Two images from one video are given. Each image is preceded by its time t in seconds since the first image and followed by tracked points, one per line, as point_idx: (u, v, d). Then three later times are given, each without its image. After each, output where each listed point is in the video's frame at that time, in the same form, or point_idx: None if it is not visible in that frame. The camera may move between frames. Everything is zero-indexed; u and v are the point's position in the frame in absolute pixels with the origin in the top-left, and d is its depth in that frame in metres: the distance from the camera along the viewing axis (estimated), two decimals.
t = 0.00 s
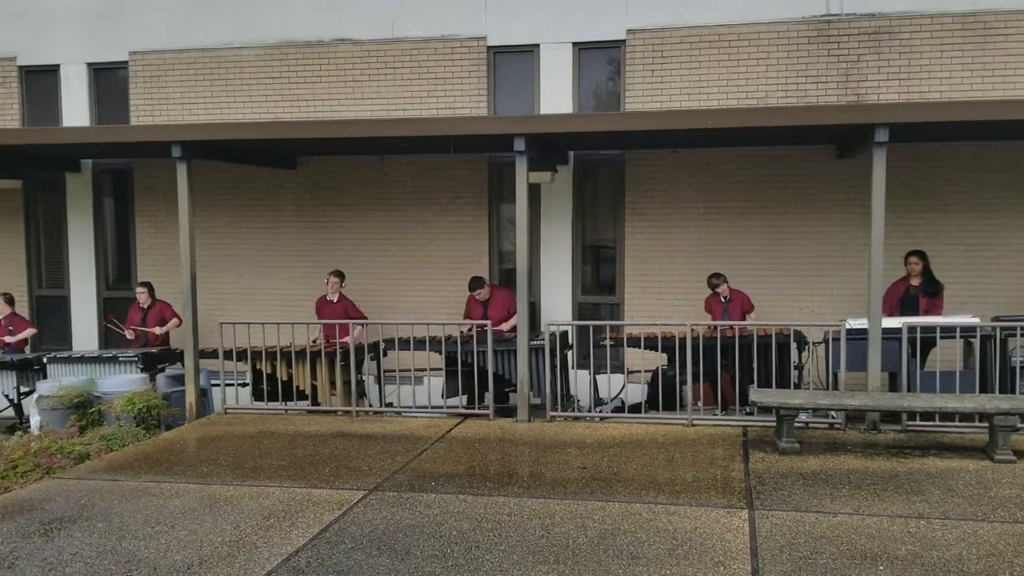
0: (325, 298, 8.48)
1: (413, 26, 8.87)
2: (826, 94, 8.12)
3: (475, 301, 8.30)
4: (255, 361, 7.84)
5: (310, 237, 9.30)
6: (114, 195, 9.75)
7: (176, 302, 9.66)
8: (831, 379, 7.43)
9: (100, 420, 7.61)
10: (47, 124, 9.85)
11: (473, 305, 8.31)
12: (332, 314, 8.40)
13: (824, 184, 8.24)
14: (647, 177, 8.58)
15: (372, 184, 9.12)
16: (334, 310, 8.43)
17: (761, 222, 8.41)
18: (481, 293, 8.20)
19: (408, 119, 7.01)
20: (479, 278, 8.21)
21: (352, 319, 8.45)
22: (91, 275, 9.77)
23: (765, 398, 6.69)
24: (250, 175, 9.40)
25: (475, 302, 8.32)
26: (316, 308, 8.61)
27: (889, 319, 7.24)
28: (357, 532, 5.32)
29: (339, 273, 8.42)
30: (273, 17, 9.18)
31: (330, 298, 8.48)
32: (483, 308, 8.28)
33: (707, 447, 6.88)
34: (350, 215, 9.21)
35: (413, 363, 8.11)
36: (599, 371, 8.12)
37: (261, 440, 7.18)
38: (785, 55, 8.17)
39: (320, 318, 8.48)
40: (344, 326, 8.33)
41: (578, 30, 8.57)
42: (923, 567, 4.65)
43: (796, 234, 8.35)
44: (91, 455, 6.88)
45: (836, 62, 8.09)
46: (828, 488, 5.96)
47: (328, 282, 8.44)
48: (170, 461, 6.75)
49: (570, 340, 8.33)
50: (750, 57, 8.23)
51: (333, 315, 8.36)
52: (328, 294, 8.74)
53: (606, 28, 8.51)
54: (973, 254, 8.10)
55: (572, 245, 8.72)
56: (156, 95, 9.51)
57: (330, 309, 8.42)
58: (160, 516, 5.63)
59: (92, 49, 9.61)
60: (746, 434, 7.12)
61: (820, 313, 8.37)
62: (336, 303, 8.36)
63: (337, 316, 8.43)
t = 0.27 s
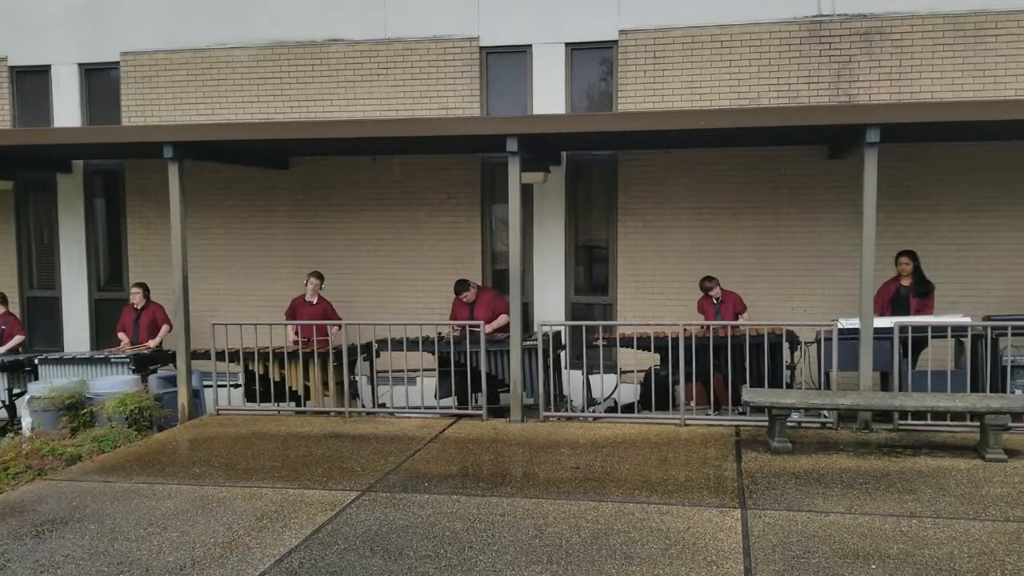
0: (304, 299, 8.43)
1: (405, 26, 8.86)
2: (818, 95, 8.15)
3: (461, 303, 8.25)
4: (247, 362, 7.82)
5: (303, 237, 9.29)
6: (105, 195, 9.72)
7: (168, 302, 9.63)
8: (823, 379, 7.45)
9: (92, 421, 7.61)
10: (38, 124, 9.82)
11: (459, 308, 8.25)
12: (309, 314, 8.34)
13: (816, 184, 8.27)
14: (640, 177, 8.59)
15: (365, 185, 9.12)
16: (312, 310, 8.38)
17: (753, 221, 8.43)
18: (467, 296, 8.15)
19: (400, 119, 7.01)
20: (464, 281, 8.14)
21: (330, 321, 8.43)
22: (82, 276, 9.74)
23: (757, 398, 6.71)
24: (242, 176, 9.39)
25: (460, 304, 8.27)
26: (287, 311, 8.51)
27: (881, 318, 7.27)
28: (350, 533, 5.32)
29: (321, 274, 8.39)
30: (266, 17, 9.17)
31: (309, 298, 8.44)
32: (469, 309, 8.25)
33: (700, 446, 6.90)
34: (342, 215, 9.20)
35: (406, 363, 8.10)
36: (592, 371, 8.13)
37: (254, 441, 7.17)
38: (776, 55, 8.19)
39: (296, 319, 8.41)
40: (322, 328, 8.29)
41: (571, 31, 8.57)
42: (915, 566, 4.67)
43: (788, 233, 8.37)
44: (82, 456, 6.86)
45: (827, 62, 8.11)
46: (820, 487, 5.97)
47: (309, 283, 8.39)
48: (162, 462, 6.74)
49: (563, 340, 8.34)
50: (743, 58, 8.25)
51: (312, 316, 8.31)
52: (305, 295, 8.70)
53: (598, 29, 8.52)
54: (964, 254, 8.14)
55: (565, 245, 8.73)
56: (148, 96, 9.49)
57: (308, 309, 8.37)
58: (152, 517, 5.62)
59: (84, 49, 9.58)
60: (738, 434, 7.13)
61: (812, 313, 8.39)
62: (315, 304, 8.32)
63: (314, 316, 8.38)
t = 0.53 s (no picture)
0: (284, 298, 8.38)
1: (396, 26, 8.85)
2: (808, 94, 8.17)
3: (445, 300, 8.25)
4: (238, 362, 7.80)
5: (294, 237, 9.27)
6: (95, 195, 9.69)
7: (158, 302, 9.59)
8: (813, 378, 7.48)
9: (82, 421, 7.58)
10: (27, 124, 9.78)
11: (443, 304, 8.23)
12: (291, 315, 8.32)
13: (806, 184, 8.30)
14: (631, 177, 8.61)
15: (356, 184, 9.11)
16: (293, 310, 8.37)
17: (744, 221, 8.45)
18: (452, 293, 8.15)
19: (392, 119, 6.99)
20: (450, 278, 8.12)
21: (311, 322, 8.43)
22: (72, 275, 9.70)
23: (748, 397, 6.73)
24: (233, 175, 9.36)
25: (445, 301, 8.26)
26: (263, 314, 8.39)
27: (871, 317, 7.30)
28: (341, 533, 5.31)
29: (303, 274, 8.34)
30: (256, 17, 9.15)
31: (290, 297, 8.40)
32: (453, 305, 8.26)
33: (691, 445, 6.91)
34: (333, 215, 9.18)
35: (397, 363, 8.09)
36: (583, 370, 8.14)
37: (245, 441, 7.15)
38: (767, 55, 8.22)
39: (276, 319, 8.34)
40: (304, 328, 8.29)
41: (562, 30, 8.58)
42: (905, 563, 4.69)
43: (779, 233, 8.39)
44: (73, 457, 6.84)
45: (818, 62, 8.14)
46: (810, 486, 6.00)
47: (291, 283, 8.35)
48: (153, 463, 6.72)
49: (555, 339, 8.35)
50: (733, 58, 8.27)
51: (294, 316, 8.30)
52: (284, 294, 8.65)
53: (589, 28, 8.52)
54: (953, 253, 8.17)
55: (557, 245, 8.73)
56: (138, 95, 9.45)
57: (290, 309, 8.33)
58: (143, 518, 5.60)
59: (73, 48, 9.54)
60: (729, 433, 7.15)
61: (803, 312, 8.42)
62: (297, 304, 8.31)
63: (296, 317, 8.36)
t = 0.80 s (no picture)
0: (271, 300, 8.37)
1: (389, 26, 8.85)
2: (801, 95, 8.19)
3: (433, 296, 8.25)
4: (231, 363, 7.79)
5: (286, 238, 9.26)
6: (87, 195, 9.66)
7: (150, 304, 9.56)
8: (806, 378, 7.50)
9: (75, 423, 7.55)
10: (18, 124, 9.74)
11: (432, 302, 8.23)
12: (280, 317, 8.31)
13: (798, 184, 8.32)
14: (624, 177, 8.62)
15: (349, 185, 9.09)
16: (280, 311, 8.36)
17: (736, 221, 8.47)
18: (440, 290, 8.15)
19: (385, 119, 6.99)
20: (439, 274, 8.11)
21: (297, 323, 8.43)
22: (63, 276, 9.67)
23: (741, 397, 6.74)
24: (225, 176, 9.34)
25: (434, 297, 8.26)
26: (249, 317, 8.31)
27: (863, 317, 7.32)
28: (334, 534, 5.30)
29: (288, 275, 8.32)
30: (248, 17, 9.13)
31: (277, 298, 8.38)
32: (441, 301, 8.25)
33: (684, 446, 6.92)
34: (326, 216, 9.17)
35: (391, 364, 8.08)
36: (576, 371, 8.15)
37: (238, 442, 7.13)
38: (759, 56, 8.24)
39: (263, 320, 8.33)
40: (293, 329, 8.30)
41: (555, 31, 8.58)
42: (897, 563, 4.71)
43: (771, 233, 8.41)
44: (64, 459, 6.81)
45: (810, 63, 8.16)
46: (803, 485, 6.01)
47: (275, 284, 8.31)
48: (145, 465, 6.70)
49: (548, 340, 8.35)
50: (726, 58, 8.29)
51: (281, 317, 8.30)
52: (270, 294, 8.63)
53: (582, 29, 8.53)
54: (945, 253, 8.20)
55: (550, 245, 8.73)
56: (130, 95, 9.43)
57: (277, 311, 8.33)
58: (135, 520, 5.59)
59: (65, 48, 9.50)
60: (722, 433, 7.17)
61: (795, 313, 8.44)
62: (284, 306, 8.30)
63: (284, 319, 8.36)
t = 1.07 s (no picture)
0: (259, 303, 8.35)
1: (380, 27, 8.84)
2: (791, 95, 8.22)
3: (423, 295, 8.23)
4: (222, 365, 7.77)
5: (277, 239, 9.24)
6: (77, 197, 9.62)
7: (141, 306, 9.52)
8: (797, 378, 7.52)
9: (65, 426, 7.52)
10: (7, 126, 9.70)
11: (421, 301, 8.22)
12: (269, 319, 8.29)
13: (789, 185, 8.34)
14: (615, 178, 8.63)
15: (340, 186, 9.08)
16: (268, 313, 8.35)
17: (727, 222, 8.48)
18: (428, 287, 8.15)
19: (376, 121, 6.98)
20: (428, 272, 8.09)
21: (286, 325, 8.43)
22: (53, 278, 9.63)
23: (733, 397, 6.75)
24: (216, 178, 9.32)
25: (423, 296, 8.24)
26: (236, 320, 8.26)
27: (854, 317, 7.34)
28: (326, 536, 5.30)
29: (274, 276, 8.30)
30: (239, 18, 9.11)
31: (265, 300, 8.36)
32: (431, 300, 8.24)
33: (676, 446, 6.93)
34: (317, 217, 9.16)
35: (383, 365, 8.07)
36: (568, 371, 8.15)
37: (229, 445, 7.11)
38: (750, 57, 8.26)
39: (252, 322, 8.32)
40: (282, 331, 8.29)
41: (545, 32, 8.59)
42: (888, 562, 4.73)
43: (763, 233, 8.43)
44: (54, 462, 6.78)
45: (800, 63, 8.19)
46: (794, 485, 6.03)
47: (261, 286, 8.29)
48: (136, 467, 6.67)
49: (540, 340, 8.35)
50: (716, 59, 8.31)
51: (270, 319, 8.29)
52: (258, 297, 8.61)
53: (573, 30, 8.54)
54: (934, 253, 8.24)
55: (541, 246, 8.74)
56: (120, 97, 9.39)
57: (266, 313, 8.32)
58: (126, 523, 5.56)
59: (54, 49, 9.47)
60: (714, 433, 7.18)
61: (786, 313, 8.47)
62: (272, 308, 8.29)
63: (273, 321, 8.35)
